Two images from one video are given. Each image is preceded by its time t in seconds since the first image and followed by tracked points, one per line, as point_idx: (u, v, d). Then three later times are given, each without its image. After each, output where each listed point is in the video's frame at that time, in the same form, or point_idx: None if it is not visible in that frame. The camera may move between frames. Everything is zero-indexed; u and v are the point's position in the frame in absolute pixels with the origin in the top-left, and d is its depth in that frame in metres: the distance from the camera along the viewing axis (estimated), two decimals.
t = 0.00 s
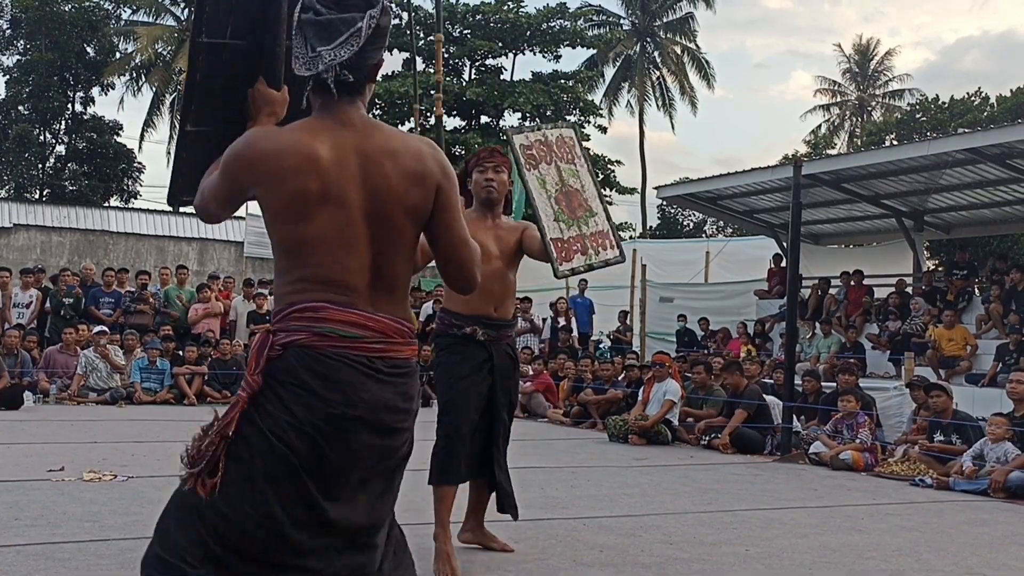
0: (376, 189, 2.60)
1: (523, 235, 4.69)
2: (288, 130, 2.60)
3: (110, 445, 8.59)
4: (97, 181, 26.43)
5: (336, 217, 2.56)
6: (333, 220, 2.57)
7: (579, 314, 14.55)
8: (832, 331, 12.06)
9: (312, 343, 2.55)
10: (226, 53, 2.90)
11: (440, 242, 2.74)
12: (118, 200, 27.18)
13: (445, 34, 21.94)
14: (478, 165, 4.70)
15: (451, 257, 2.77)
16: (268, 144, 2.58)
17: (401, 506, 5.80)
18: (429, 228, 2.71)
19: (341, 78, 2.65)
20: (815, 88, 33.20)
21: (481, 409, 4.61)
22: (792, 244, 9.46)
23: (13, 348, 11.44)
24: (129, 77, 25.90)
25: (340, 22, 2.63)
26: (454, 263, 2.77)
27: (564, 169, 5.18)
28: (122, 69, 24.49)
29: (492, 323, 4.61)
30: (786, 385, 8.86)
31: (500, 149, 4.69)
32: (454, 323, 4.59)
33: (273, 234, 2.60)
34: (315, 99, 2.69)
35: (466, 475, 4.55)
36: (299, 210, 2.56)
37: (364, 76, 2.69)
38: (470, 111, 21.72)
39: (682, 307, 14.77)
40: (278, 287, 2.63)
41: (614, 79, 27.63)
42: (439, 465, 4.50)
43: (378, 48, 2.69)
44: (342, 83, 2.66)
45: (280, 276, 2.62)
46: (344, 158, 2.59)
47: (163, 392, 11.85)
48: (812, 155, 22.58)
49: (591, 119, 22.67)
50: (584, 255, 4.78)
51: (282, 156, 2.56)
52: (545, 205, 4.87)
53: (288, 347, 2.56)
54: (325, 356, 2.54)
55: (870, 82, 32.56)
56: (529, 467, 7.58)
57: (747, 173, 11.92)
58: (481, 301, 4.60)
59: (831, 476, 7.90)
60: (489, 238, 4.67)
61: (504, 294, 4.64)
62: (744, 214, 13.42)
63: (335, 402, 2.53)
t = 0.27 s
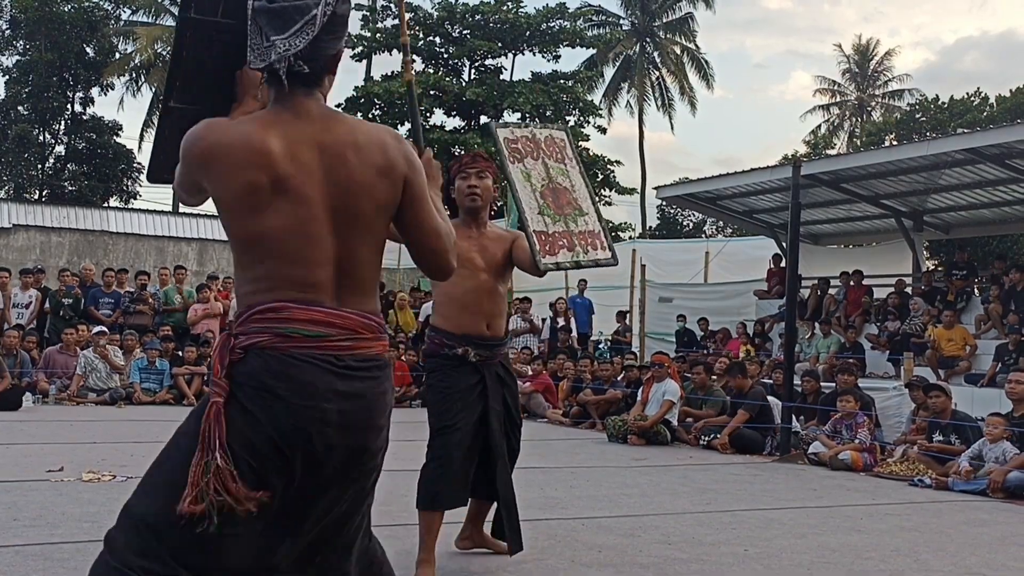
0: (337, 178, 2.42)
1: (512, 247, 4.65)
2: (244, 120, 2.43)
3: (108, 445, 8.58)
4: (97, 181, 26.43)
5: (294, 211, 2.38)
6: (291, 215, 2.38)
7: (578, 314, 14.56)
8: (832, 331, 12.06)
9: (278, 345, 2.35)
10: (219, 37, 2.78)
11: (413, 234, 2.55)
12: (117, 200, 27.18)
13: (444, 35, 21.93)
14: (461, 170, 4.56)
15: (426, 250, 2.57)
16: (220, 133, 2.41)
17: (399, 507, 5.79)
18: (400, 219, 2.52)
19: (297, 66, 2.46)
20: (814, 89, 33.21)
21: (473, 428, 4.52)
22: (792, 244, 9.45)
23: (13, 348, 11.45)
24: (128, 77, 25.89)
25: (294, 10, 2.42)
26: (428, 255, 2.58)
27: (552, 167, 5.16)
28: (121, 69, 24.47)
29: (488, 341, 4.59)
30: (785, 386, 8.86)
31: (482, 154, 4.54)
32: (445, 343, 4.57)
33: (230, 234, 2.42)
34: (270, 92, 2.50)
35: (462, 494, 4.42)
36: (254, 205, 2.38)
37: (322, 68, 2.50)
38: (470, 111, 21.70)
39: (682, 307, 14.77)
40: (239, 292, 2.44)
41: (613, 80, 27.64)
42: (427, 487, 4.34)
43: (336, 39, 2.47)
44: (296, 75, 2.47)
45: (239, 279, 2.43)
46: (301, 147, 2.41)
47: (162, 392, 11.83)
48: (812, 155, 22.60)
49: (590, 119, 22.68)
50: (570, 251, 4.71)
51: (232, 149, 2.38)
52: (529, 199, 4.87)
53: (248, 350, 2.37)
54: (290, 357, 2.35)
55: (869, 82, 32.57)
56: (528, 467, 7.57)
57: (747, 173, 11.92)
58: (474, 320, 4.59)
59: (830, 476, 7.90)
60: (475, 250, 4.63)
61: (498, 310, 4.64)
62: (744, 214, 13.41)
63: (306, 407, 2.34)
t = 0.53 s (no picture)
0: (311, 183, 2.39)
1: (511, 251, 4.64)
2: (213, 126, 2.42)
3: (107, 448, 8.58)
4: (96, 185, 26.43)
5: (268, 222, 2.37)
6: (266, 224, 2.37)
7: (577, 315, 14.57)
8: (830, 331, 12.08)
9: (262, 355, 2.37)
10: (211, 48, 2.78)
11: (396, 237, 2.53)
12: (116, 203, 27.17)
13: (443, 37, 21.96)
14: (448, 177, 4.51)
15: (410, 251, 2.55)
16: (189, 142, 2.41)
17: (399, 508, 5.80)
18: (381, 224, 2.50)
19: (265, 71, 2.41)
20: (813, 90, 33.23)
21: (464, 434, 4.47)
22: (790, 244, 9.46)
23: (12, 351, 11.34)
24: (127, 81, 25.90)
25: (266, 16, 2.39)
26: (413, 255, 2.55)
27: (551, 168, 5.12)
28: (120, 72, 24.45)
29: (476, 357, 4.53)
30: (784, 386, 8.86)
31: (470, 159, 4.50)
32: (436, 357, 4.51)
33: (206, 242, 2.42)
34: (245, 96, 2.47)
35: (453, 502, 4.37)
36: (223, 214, 2.38)
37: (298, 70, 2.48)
38: (469, 113, 21.70)
39: (681, 309, 14.77)
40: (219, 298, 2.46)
41: (612, 81, 27.65)
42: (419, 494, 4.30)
43: (315, 41, 2.47)
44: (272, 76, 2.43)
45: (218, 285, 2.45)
46: (270, 153, 2.39)
47: (162, 395, 11.85)
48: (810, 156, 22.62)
49: (589, 120, 22.68)
50: (580, 254, 4.80)
51: (200, 158, 2.38)
52: (531, 205, 4.91)
53: (235, 361, 2.37)
54: (277, 368, 2.36)
55: (868, 83, 32.58)
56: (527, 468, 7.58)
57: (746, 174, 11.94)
58: (466, 335, 4.55)
59: (829, 476, 7.92)
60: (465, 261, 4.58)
61: (490, 321, 4.59)
62: (743, 215, 13.43)
63: (296, 422, 2.37)
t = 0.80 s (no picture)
0: (251, 203, 2.36)
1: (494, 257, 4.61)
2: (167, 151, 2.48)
3: (110, 455, 8.59)
4: (100, 192, 26.52)
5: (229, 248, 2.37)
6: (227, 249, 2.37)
7: (581, 319, 14.58)
8: (834, 333, 12.08)
9: (223, 383, 2.37)
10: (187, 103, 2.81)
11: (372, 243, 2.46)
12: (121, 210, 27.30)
13: (444, 41, 21.99)
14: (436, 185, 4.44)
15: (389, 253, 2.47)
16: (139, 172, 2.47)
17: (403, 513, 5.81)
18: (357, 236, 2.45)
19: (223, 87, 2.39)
20: (815, 91, 33.22)
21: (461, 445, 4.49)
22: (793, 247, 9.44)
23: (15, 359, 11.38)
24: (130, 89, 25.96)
25: (220, 33, 2.37)
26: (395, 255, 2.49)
27: (534, 176, 4.67)
28: (122, 80, 24.50)
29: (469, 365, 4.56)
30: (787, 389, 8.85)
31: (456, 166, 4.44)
32: (426, 369, 4.56)
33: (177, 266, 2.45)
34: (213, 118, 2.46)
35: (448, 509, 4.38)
36: (185, 242, 2.41)
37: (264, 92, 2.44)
38: (471, 117, 21.72)
39: (684, 311, 14.76)
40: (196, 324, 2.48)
41: (614, 84, 27.67)
42: (416, 500, 4.30)
43: (275, 59, 2.42)
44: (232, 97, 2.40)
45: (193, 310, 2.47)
46: (214, 176, 2.39)
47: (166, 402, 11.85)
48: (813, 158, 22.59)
49: (592, 123, 22.69)
50: (570, 261, 4.44)
51: (169, 184, 2.43)
52: (521, 212, 4.43)
53: (202, 394, 2.39)
54: (239, 396, 2.36)
55: (871, 84, 32.55)
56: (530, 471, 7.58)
57: (748, 176, 11.94)
58: (456, 346, 4.56)
59: (834, 479, 7.91)
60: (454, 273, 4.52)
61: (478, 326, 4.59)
62: (745, 217, 13.43)
63: (253, 445, 2.34)
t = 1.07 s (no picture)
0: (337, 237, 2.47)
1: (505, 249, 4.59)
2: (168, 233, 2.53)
3: (122, 462, 8.61)
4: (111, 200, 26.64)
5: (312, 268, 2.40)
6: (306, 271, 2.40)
7: (590, 320, 14.59)
8: (844, 331, 12.07)
9: (274, 378, 2.34)
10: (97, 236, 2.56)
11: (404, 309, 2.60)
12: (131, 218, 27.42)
13: (451, 44, 22.01)
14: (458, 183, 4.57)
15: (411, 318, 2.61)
16: (116, 255, 2.51)
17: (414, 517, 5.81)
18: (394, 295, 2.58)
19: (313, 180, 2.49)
20: (823, 89, 33.16)
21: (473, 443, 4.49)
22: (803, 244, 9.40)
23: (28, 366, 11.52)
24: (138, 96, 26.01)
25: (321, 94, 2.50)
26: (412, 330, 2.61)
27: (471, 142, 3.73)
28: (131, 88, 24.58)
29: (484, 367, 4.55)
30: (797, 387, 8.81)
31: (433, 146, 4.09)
32: (437, 367, 4.58)
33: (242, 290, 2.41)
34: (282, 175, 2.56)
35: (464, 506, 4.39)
36: (253, 262, 2.39)
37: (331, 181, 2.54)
38: (479, 120, 21.73)
39: (694, 311, 14.74)
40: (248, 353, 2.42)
41: (621, 85, 27.67)
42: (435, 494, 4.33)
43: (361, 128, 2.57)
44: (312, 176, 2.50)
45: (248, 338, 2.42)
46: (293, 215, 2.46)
47: (178, 407, 11.88)
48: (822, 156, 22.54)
49: (599, 124, 22.68)
50: (554, 196, 3.78)
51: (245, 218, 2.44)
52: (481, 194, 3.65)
53: (252, 386, 2.35)
54: (286, 391, 2.32)
55: (879, 81, 32.46)
56: (541, 473, 7.58)
57: (757, 175, 11.92)
58: (468, 344, 4.56)
59: (846, 477, 7.89)
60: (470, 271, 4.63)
61: (502, 335, 4.62)
62: (754, 216, 13.40)
63: (292, 441, 2.29)
